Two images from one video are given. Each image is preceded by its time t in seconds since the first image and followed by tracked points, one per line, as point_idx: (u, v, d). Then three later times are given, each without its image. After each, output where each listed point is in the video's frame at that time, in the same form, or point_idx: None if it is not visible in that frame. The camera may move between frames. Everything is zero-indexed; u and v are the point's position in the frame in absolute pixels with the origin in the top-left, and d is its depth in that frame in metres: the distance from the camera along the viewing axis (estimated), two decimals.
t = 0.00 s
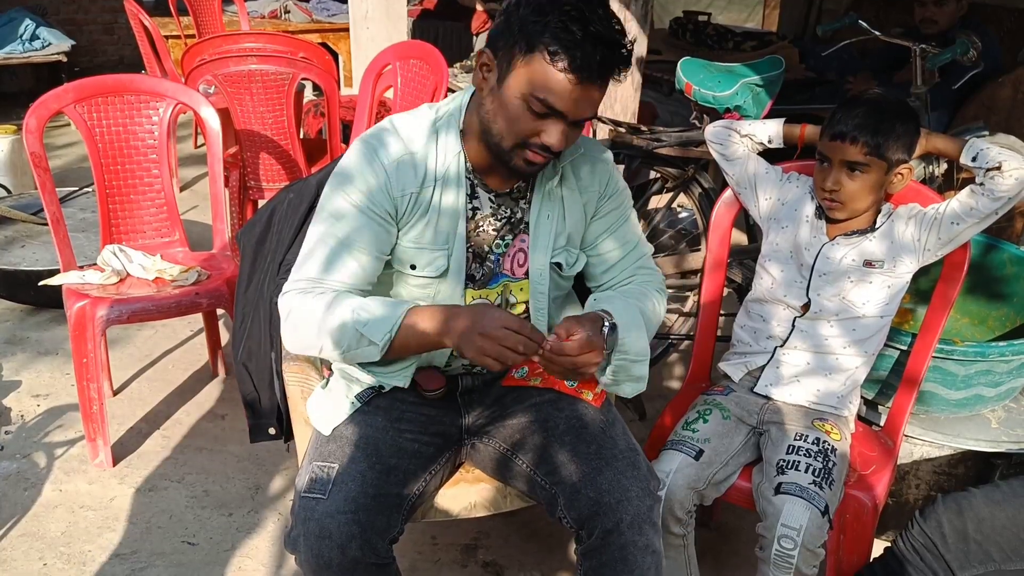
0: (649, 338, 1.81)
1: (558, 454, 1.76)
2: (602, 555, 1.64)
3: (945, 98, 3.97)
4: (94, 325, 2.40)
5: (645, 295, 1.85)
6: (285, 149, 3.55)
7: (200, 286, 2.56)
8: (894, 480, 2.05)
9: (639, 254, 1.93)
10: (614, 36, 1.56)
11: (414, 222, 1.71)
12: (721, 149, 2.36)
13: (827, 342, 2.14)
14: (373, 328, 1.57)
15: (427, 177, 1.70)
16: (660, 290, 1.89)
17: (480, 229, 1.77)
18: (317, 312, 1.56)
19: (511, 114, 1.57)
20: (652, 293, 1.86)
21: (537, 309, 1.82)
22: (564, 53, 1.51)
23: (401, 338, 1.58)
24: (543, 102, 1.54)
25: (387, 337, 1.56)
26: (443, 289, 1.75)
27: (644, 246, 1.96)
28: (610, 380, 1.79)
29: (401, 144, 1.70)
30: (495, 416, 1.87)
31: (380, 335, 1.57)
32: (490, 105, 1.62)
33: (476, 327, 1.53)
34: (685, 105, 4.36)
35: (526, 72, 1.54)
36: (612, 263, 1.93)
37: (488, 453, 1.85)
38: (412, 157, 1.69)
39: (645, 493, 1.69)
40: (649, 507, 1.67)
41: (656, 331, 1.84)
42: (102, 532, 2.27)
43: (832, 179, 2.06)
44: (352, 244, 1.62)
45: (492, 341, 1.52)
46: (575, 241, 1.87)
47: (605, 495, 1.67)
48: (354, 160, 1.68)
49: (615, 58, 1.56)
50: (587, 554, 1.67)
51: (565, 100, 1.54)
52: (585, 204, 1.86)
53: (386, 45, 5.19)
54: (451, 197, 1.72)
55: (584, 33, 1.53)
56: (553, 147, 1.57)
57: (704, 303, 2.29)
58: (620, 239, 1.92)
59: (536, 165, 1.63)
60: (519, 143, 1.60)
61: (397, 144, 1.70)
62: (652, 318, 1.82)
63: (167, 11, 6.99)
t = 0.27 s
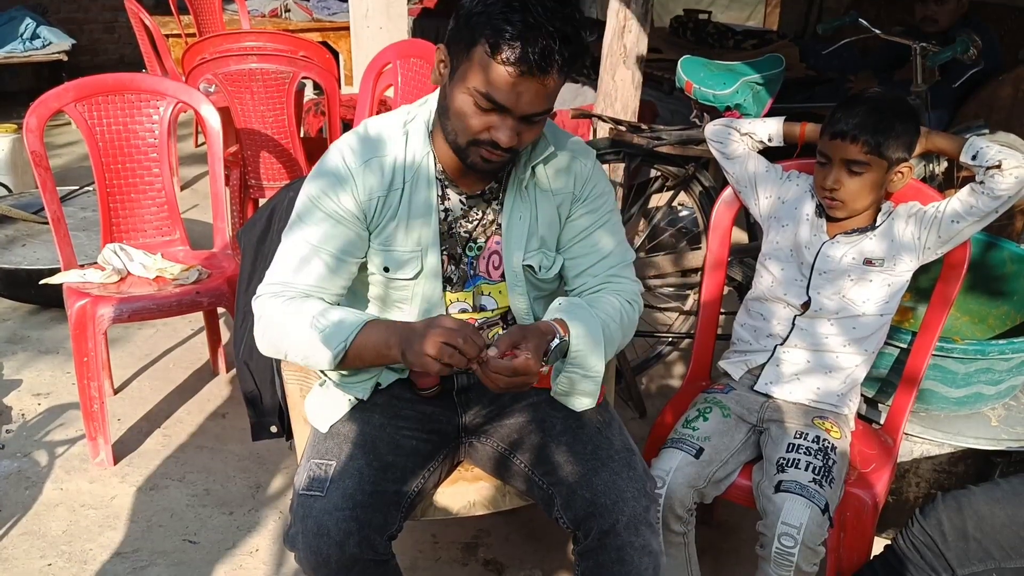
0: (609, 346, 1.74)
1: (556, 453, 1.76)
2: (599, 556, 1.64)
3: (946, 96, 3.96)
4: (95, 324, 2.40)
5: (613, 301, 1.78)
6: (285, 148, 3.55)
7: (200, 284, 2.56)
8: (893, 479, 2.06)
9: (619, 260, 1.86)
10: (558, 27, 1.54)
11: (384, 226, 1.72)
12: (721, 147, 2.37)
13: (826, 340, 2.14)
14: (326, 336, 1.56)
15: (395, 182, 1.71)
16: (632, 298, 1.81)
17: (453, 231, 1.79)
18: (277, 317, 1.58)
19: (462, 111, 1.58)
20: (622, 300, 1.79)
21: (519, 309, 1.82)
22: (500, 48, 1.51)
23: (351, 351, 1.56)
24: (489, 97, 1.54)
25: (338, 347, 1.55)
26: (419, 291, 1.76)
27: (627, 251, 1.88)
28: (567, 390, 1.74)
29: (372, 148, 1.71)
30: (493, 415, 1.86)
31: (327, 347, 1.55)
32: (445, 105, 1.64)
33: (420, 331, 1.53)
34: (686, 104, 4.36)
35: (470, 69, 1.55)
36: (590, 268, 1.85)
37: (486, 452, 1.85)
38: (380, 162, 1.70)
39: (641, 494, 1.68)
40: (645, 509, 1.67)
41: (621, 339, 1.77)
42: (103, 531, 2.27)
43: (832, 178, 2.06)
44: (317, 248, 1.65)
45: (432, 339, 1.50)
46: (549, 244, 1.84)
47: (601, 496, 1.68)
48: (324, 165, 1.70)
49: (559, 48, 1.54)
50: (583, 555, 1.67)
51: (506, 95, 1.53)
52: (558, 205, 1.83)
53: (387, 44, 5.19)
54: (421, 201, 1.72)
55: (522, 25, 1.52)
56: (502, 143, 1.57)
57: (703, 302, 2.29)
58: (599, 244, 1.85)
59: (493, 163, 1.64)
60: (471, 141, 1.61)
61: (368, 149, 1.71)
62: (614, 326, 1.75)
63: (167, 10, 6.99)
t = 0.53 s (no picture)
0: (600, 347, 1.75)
1: (556, 451, 1.76)
2: (599, 554, 1.65)
3: (946, 94, 3.96)
4: (95, 322, 2.40)
5: (603, 303, 1.79)
6: (285, 147, 3.55)
7: (200, 283, 2.56)
8: (894, 477, 2.06)
9: (610, 261, 1.86)
10: (543, 28, 1.53)
11: (378, 232, 1.72)
12: (720, 145, 2.36)
13: (825, 339, 2.14)
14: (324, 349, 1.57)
15: (389, 189, 1.70)
16: (622, 300, 1.82)
17: (447, 233, 1.79)
18: (273, 328, 1.58)
19: (450, 114, 1.58)
20: (613, 302, 1.80)
21: (516, 308, 1.83)
22: (486, 52, 1.50)
23: (352, 370, 1.56)
24: (476, 101, 1.54)
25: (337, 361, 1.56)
26: (415, 295, 1.76)
27: (618, 252, 1.88)
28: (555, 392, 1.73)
29: (365, 154, 1.71)
30: (494, 413, 1.85)
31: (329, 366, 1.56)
32: (434, 107, 1.64)
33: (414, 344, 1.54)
34: (686, 102, 4.36)
35: (457, 73, 1.54)
36: (581, 268, 1.85)
37: (488, 449, 1.85)
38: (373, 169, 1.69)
39: (642, 492, 1.69)
40: (646, 506, 1.67)
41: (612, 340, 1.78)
42: (104, 530, 2.27)
43: (831, 177, 2.06)
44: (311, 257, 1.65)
45: (428, 339, 1.51)
46: (542, 243, 1.84)
47: (602, 493, 1.68)
48: (317, 172, 1.70)
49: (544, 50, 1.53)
50: (584, 552, 1.68)
51: (494, 99, 1.53)
52: (551, 205, 1.82)
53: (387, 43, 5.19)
54: (415, 208, 1.72)
55: (508, 28, 1.51)
56: (491, 146, 1.57)
57: (703, 300, 2.29)
58: (591, 244, 1.85)
59: (483, 166, 1.64)
60: (461, 144, 1.61)
61: (362, 155, 1.70)
62: (605, 328, 1.75)
63: (167, 9, 7.00)
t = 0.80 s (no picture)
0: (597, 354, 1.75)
1: (558, 449, 1.75)
2: (602, 552, 1.64)
3: (946, 92, 3.96)
4: (95, 320, 2.40)
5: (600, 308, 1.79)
6: (285, 145, 3.55)
7: (200, 281, 2.56)
8: (895, 475, 2.05)
9: (609, 266, 1.86)
10: (541, 21, 1.52)
11: (379, 232, 1.71)
12: (721, 143, 2.36)
13: (827, 336, 2.14)
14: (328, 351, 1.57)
15: (389, 189, 1.70)
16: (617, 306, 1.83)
17: (447, 233, 1.78)
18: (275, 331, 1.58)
19: (449, 112, 1.58)
20: (609, 309, 1.80)
21: (519, 306, 1.83)
22: (486, 47, 1.50)
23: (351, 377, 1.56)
24: (474, 97, 1.54)
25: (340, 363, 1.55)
26: (418, 295, 1.76)
27: (617, 255, 1.88)
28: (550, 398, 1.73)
29: (367, 154, 1.70)
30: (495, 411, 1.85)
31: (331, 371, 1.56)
32: (433, 105, 1.64)
33: (408, 359, 1.53)
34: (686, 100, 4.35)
35: (455, 70, 1.54)
36: (581, 270, 1.85)
37: (489, 447, 1.85)
38: (374, 169, 1.69)
39: (644, 490, 1.68)
40: (649, 504, 1.67)
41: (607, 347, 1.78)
42: (105, 528, 2.27)
43: (832, 175, 2.06)
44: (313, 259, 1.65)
45: (421, 363, 1.50)
46: (543, 243, 1.83)
47: (604, 491, 1.68)
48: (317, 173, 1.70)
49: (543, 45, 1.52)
50: (586, 550, 1.68)
51: (494, 95, 1.53)
52: (552, 205, 1.82)
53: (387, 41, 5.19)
54: (415, 208, 1.71)
55: (505, 22, 1.50)
56: (490, 142, 1.57)
57: (704, 298, 2.29)
58: (591, 248, 1.85)
59: (483, 162, 1.64)
60: (461, 140, 1.60)
61: (363, 156, 1.70)
62: (601, 335, 1.75)
63: (167, 7, 6.99)
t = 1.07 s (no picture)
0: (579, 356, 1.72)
1: (559, 446, 1.75)
2: (604, 548, 1.65)
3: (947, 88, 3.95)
4: (96, 317, 2.40)
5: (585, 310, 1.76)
6: (285, 142, 3.54)
7: (201, 278, 2.56)
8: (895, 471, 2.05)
9: (598, 268, 1.82)
10: (524, 13, 1.52)
11: (372, 229, 1.72)
12: (721, 140, 2.36)
13: (827, 332, 2.14)
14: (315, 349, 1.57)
15: (382, 186, 1.70)
16: (604, 308, 1.79)
17: (439, 229, 1.78)
18: (263, 326, 1.59)
19: (435, 106, 1.59)
20: (596, 311, 1.77)
21: (512, 302, 1.82)
22: (471, 41, 1.50)
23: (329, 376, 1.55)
24: (458, 90, 1.54)
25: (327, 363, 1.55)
26: (410, 291, 1.76)
27: (609, 258, 1.85)
28: (528, 405, 1.71)
29: (364, 151, 1.70)
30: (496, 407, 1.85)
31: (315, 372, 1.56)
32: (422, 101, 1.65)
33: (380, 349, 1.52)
34: (687, 96, 4.35)
35: (441, 64, 1.55)
36: (568, 272, 1.82)
37: (491, 444, 1.85)
38: (366, 167, 1.69)
39: (646, 486, 1.68)
40: (651, 500, 1.67)
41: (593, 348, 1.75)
42: (106, 525, 2.27)
43: (832, 171, 2.05)
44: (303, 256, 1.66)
45: (391, 345, 1.50)
46: (532, 243, 1.82)
47: (606, 488, 1.68)
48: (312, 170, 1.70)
49: (528, 39, 1.52)
50: (589, 546, 1.68)
51: (479, 89, 1.53)
52: (541, 204, 1.80)
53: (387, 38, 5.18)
54: (409, 205, 1.71)
55: (487, 14, 1.51)
56: (476, 136, 1.57)
57: (705, 294, 2.28)
58: (579, 249, 1.82)
59: (471, 157, 1.63)
60: (449, 134, 1.60)
61: (360, 153, 1.70)
62: (584, 337, 1.72)
63: (167, 4, 6.99)
